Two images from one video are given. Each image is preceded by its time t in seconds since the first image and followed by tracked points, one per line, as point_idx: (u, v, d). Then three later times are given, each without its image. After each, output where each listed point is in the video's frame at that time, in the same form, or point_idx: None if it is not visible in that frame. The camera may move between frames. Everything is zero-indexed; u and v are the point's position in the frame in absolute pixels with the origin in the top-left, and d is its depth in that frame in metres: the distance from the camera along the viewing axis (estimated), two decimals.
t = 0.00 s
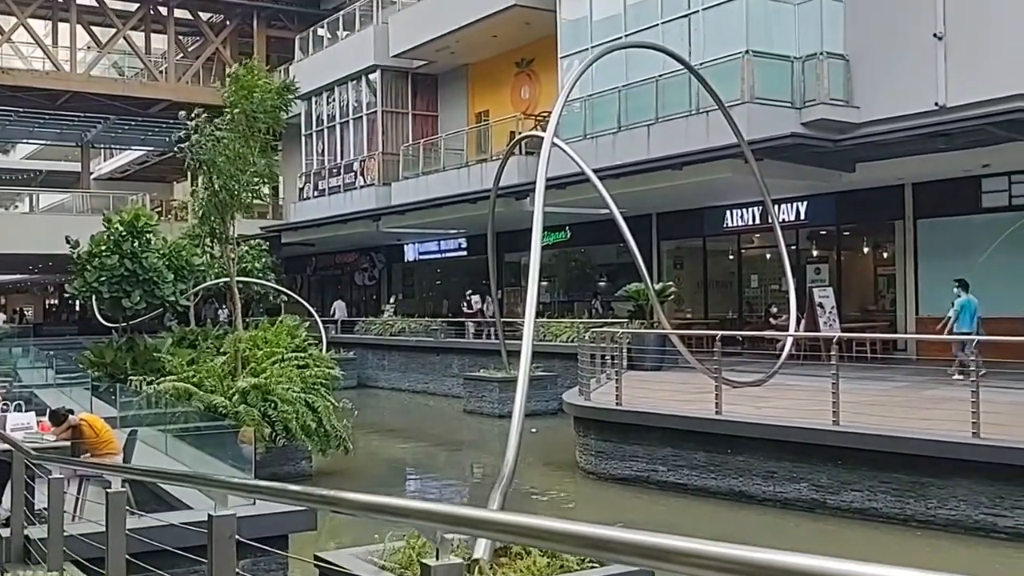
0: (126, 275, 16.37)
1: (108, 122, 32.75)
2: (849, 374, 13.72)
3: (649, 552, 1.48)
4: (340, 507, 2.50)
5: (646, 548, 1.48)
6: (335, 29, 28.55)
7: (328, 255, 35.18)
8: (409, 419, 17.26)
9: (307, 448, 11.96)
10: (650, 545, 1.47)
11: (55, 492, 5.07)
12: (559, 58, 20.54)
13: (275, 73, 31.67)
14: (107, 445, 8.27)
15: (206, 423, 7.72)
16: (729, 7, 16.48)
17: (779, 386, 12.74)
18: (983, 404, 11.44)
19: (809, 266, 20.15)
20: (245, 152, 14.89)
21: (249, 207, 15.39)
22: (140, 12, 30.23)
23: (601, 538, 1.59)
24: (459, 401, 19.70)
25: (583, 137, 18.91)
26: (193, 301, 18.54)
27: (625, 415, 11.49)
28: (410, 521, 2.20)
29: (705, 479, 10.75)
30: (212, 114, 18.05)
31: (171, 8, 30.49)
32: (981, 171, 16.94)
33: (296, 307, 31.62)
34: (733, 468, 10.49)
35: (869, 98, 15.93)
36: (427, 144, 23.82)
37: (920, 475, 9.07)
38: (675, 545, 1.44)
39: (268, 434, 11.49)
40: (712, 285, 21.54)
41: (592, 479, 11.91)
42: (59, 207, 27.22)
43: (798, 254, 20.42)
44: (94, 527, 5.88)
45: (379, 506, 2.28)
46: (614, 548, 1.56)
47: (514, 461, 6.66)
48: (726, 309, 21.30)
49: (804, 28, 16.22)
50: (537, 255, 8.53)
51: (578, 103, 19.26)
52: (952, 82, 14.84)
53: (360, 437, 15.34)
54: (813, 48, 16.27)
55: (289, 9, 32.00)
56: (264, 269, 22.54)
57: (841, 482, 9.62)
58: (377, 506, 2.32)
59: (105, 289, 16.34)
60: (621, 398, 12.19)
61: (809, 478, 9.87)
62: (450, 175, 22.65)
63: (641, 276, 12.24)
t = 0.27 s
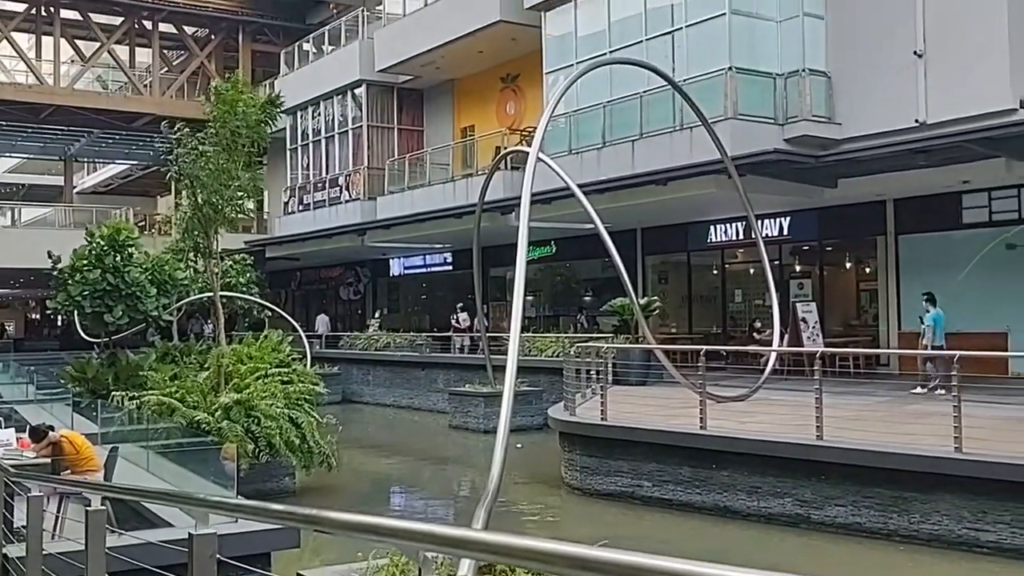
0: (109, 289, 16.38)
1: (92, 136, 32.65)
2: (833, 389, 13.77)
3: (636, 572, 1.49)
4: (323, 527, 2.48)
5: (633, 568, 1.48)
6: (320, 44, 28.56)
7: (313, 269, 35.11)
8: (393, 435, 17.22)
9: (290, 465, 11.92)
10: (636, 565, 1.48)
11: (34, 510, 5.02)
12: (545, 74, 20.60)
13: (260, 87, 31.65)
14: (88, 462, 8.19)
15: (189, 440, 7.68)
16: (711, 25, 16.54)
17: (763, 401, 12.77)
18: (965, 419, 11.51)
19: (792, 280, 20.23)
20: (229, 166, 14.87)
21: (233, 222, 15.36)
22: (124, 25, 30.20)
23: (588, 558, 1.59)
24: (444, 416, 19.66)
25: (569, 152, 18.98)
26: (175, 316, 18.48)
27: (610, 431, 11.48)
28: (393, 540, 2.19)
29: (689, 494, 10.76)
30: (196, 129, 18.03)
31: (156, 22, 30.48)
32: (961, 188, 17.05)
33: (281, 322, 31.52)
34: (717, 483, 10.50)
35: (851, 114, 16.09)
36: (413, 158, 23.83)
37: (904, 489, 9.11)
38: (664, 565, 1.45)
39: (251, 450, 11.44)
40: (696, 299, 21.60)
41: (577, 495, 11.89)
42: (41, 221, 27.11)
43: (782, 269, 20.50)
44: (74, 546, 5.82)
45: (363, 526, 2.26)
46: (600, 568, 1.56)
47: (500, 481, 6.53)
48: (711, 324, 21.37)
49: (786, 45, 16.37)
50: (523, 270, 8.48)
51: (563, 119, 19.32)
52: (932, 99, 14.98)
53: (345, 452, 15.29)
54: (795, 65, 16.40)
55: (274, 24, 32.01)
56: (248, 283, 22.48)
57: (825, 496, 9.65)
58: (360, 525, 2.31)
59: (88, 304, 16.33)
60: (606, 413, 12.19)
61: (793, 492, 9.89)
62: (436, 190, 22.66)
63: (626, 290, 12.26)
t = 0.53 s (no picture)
0: (87, 302, 16.33)
1: (71, 147, 32.52)
2: (813, 401, 13.83)
3: None
4: (300, 545, 2.46)
5: None
6: (303, 56, 28.57)
7: (294, 281, 35.02)
8: (374, 448, 17.16)
9: (270, 478, 11.86)
10: None
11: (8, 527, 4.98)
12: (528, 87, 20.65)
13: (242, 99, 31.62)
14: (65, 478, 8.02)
15: (167, 454, 7.63)
16: (692, 40, 16.62)
17: (744, 414, 12.81)
18: (943, 430, 11.58)
19: (772, 294, 20.34)
20: (210, 179, 14.82)
21: (214, 234, 15.31)
22: (104, 37, 30.12)
23: None
24: (426, 429, 19.63)
25: (551, 166, 19.04)
26: (154, 329, 18.40)
27: (592, 443, 11.47)
28: (368, 557, 2.18)
29: (671, 506, 10.76)
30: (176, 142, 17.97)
31: (137, 33, 30.43)
32: (938, 203, 17.23)
33: (261, 334, 31.42)
34: (698, 496, 10.52)
35: (830, 129, 16.24)
36: (395, 171, 23.83)
37: (882, 501, 9.16)
38: None
39: (230, 464, 11.36)
40: (678, 312, 21.67)
41: (558, 508, 11.87)
42: (20, 233, 26.95)
43: (762, 282, 20.61)
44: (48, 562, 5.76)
45: (342, 543, 2.25)
46: None
47: (481, 494, 6.47)
48: (692, 336, 21.44)
49: (766, 61, 16.50)
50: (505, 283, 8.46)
51: (546, 132, 19.37)
52: (910, 115, 15.12)
53: (326, 466, 15.24)
54: (775, 80, 16.52)
55: (256, 36, 32.00)
56: (228, 296, 22.41)
57: (805, 508, 9.68)
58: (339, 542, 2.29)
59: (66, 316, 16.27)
60: (588, 425, 12.19)
61: (773, 505, 9.91)
62: (418, 203, 22.66)
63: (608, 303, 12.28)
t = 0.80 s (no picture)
0: (62, 313, 16.20)
1: (47, 157, 32.31)
2: (790, 412, 13.91)
3: None
4: (274, 560, 2.46)
5: None
6: (282, 67, 28.53)
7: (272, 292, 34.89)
8: (352, 460, 17.09)
9: (247, 491, 11.79)
10: None
11: None
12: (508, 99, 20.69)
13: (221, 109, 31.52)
14: (38, 489, 7.84)
15: (141, 467, 7.59)
16: (671, 53, 16.70)
17: (722, 424, 12.86)
18: (918, 440, 11.67)
19: (750, 305, 20.44)
20: (187, 190, 14.76)
21: (191, 245, 15.25)
22: (81, 46, 29.99)
23: None
24: (404, 441, 19.58)
25: (531, 177, 19.09)
26: (130, 340, 18.28)
27: (571, 454, 11.48)
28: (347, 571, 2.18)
29: (649, 517, 10.78)
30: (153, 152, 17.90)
31: (114, 42, 30.32)
32: (912, 215, 17.40)
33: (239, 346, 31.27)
34: (676, 506, 10.54)
35: (807, 142, 16.37)
36: (374, 182, 23.81)
37: (858, 511, 9.22)
38: None
39: (206, 477, 11.29)
40: (656, 323, 21.73)
41: (536, 519, 11.86)
42: None
43: (740, 293, 20.71)
44: None
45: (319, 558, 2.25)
46: None
47: (458, 505, 6.45)
48: (670, 347, 21.51)
49: (744, 74, 16.62)
50: (483, 294, 8.47)
51: (525, 144, 19.42)
52: (885, 128, 15.27)
53: (303, 478, 15.18)
54: (752, 94, 16.64)
55: (234, 46, 31.93)
56: (206, 307, 22.30)
57: (782, 518, 9.72)
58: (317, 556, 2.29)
59: (40, 328, 16.13)
60: (567, 436, 12.19)
61: (751, 515, 9.95)
62: (398, 213, 22.66)
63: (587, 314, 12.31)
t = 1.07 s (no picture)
0: (32, 323, 16.03)
1: (17, 165, 32.02)
2: (765, 421, 13.97)
3: None
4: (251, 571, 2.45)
5: None
6: (257, 75, 28.43)
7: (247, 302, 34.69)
8: (326, 471, 16.99)
9: (220, 503, 11.70)
10: None
11: None
12: (484, 108, 20.70)
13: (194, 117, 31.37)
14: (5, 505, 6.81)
15: (112, 479, 7.52)
16: (646, 64, 16.76)
17: (697, 433, 12.89)
18: (891, 449, 11.75)
19: (725, 314, 20.52)
20: (160, 199, 14.65)
21: (163, 254, 15.13)
22: (53, 54, 29.78)
23: None
24: (380, 451, 19.50)
25: (507, 187, 19.09)
26: (102, 350, 18.11)
27: (547, 463, 11.46)
28: None
29: (625, 526, 10.78)
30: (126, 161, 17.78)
31: (86, 50, 30.13)
32: (884, 225, 17.54)
33: (213, 356, 31.07)
34: (652, 515, 10.54)
35: (780, 154, 16.48)
36: (350, 191, 23.73)
37: (832, 519, 9.26)
38: None
39: (178, 488, 11.19)
40: (632, 333, 21.78)
41: (512, 529, 11.83)
42: None
43: (715, 302, 20.79)
44: None
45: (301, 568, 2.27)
46: None
47: (435, 516, 6.44)
48: (647, 356, 21.55)
49: (718, 86, 16.73)
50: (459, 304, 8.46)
51: (502, 154, 19.43)
52: (858, 140, 15.39)
53: (277, 489, 15.08)
54: (727, 105, 16.75)
55: (208, 54, 31.80)
56: (178, 317, 22.15)
57: (757, 527, 9.75)
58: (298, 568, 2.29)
59: (10, 338, 15.95)
60: (543, 446, 12.18)
61: (726, 523, 9.97)
62: (373, 222, 22.60)
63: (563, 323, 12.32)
